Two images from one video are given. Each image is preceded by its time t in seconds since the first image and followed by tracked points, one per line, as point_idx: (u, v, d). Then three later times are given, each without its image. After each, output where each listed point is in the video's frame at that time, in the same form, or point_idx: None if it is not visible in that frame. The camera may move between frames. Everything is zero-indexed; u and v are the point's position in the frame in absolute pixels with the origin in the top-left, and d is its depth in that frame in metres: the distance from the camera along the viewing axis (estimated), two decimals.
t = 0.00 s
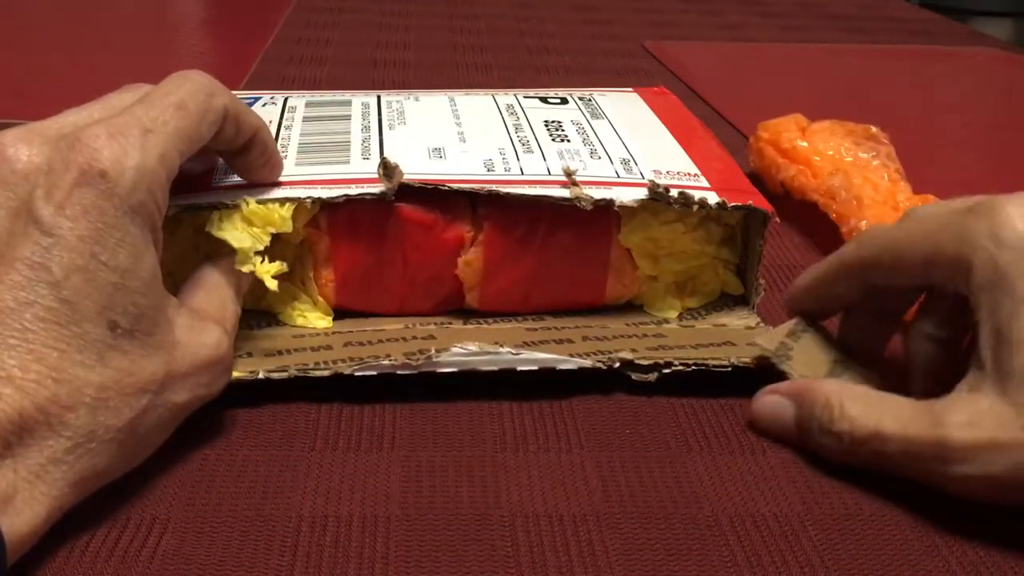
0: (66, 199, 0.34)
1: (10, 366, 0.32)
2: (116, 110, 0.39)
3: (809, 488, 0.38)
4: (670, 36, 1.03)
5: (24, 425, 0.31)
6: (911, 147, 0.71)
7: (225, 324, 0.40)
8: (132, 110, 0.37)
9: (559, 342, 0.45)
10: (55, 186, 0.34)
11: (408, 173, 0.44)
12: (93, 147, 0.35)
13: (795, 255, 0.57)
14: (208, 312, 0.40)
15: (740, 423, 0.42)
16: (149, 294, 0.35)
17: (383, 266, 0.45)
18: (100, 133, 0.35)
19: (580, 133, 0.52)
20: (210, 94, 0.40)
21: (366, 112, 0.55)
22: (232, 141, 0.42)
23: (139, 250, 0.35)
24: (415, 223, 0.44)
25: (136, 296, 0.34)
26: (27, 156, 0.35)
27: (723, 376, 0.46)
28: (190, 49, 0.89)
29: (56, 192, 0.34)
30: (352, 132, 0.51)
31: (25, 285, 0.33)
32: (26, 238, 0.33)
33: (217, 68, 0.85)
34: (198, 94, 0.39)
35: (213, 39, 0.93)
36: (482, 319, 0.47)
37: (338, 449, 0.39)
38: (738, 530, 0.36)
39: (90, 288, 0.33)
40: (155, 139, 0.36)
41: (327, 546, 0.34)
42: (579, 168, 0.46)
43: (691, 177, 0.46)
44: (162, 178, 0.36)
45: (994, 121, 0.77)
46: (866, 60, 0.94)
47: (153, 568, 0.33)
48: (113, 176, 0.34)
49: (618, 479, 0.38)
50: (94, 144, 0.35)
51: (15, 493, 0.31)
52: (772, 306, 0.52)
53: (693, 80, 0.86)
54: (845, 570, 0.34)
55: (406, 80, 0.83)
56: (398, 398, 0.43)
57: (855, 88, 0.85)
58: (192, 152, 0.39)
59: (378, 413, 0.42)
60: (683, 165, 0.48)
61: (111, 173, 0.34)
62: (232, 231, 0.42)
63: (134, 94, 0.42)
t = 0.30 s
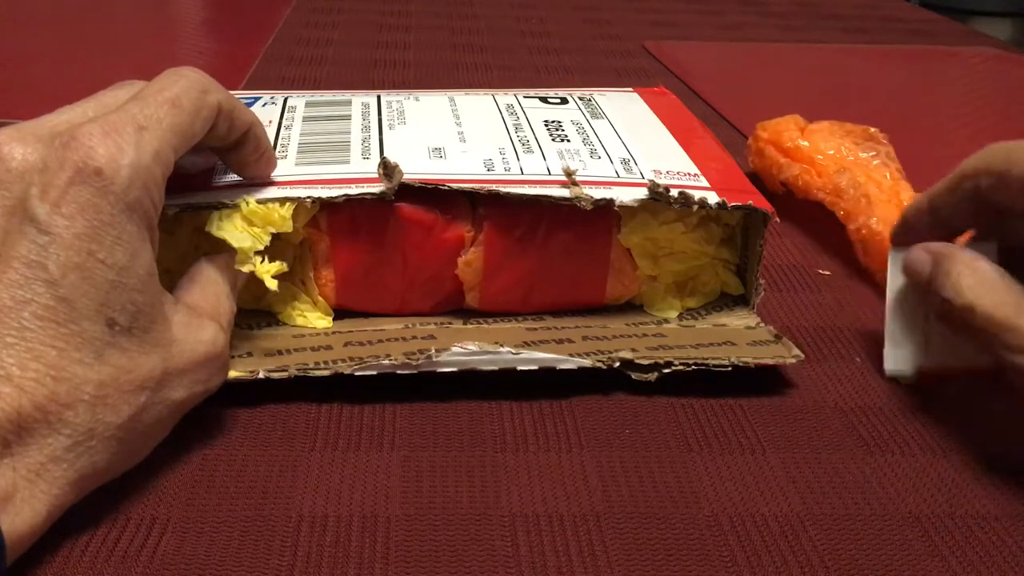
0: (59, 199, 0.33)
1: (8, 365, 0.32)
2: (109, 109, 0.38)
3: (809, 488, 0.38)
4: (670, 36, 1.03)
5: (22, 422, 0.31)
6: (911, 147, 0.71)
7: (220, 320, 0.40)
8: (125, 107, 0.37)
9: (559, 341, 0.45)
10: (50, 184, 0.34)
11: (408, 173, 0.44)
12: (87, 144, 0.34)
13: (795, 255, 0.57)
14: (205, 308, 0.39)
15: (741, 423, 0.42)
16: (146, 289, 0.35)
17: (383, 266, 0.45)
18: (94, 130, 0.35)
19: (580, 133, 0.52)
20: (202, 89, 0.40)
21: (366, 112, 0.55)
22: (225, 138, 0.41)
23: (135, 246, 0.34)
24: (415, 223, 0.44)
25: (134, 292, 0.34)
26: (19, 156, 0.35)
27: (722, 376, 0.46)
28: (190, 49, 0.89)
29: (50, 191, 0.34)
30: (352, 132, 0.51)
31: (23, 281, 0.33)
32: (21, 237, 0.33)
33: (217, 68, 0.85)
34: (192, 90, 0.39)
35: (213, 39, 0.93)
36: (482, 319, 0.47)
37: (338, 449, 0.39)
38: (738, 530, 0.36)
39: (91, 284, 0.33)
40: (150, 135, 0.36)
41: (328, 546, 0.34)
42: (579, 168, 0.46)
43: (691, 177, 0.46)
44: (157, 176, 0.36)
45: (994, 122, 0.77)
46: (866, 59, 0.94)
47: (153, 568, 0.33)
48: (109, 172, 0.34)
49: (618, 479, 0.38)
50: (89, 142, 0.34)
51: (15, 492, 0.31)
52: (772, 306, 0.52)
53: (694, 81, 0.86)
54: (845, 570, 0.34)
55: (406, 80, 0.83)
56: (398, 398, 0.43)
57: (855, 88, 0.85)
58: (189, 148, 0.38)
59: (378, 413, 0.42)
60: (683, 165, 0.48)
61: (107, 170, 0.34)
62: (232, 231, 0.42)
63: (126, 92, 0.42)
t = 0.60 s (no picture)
0: (29, 192, 0.33)
1: None
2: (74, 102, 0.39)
3: (810, 489, 0.38)
4: (670, 36, 1.03)
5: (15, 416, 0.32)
6: (912, 148, 0.71)
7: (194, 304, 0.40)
8: (92, 98, 0.37)
9: (559, 342, 0.45)
10: (21, 177, 0.33)
11: (408, 173, 0.44)
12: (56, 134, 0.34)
13: (796, 255, 0.57)
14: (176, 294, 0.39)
15: (740, 423, 0.42)
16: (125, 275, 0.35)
17: (384, 266, 0.45)
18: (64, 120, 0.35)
19: (580, 133, 0.52)
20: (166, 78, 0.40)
21: (366, 112, 0.55)
22: (192, 124, 0.42)
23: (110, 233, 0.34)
24: (415, 223, 0.44)
25: (112, 279, 0.34)
26: None
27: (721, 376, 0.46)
28: (189, 49, 0.89)
29: (22, 185, 0.33)
30: (351, 132, 0.51)
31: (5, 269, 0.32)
32: None
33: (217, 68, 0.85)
34: (153, 79, 0.39)
35: (212, 39, 0.93)
36: (482, 319, 0.47)
37: (338, 449, 0.39)
38: (738, 530, 0.36)
39: (70, 271, 0.33)
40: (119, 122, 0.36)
41: (328, 546, 0.34)
42: (579, 168, 0.46)
43: (691, 177, 0.46)
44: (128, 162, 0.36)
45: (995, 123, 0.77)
46: (867, 60, 0.94)
47: (153, 567, 0.33)
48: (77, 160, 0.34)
49: (618, 479, 0.38)
50: (58, 133, 0.34)
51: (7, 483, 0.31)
52: (773, 307, 0.52)
53: (694, 81, 0.86)
54: (846, 570, 0.34)
55: (406, 81, 0.83)
56: (398, 399, 0.43)
57: (855, 88, 0.85)
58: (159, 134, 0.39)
59: (379, 413, 0.42)
60: (683, 165, 0.48)
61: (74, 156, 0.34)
62: (233, 232, 0.42)
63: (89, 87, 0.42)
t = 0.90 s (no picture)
0: (22, 185, 0.32)
1: None
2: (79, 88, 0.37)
3: (810, 488, 0.38)
4: (670, 36, 1.03)
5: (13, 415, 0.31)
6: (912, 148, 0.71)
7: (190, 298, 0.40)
8: (87, 84, 0.36)
9: (559, 341, 0.45)
10: (24, 172, 0.32)
11: (408, 173, 0.44)
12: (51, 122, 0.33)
13: (796, 254, 0.57)
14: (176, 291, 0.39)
15: (740, 423, 0.42)
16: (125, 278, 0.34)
17: (384, 266, 0.45)
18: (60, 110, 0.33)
19: (580, 133, 0.52)
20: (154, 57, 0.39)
21: (366, 112, 0.55)
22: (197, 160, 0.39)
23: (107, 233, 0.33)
24: (415, 222, 0.44)
25: (112, 283, 0.33)
26: None
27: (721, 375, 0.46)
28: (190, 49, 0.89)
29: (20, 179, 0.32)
30: (351, 132, 0.51)
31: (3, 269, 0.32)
32: None
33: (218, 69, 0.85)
34: (189, 101, 0.38)
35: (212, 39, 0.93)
36: (482, 319, 0.47)
37: (338, 449, 0.39)
38: (738, 530, 0.36)
39: (73, 273, 0.32)
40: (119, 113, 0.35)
41: (328, 546, 0.34)
42: (579, 168, 0.46)
43: (691, 177, 0.46)
44: (135, 167, 0.35)
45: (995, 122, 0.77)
46: (866, 60, 0.94)
47: (153, 567, 0.33)
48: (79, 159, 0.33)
49: (619, 478, 0.38)
50: (63, 128, 0.33)
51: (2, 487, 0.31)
52: (773, 307, 0.52)
53: (694, 81, 0.86)
54: (846, 569, 0.34)
55: (406, 80, 0.83)
56: (398, 398, 0.43)
57: (855, 88, 0.85)
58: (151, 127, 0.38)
59: (379, 413, 0.42)
60: (684, 165, 0.48)
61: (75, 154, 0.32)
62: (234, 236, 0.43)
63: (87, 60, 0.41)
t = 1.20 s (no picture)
0: (103, 217, 0.33)
1: None
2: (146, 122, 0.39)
3: (810, 489, 0.38)
4: (670, 36, 1.03)
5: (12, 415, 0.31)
6: (912, 147, 0.71)
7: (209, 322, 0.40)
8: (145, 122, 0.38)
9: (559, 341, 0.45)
10: (108, 205, 0.34)
11: (409, 171, 0.44)
12: (132, 167, 0.35)
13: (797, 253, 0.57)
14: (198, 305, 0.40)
15: (740, 423, 0.43)
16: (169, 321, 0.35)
17: (384, 266, 0.45)
18: (136, 156, 0.35)
19: (580, 133, 0.52)
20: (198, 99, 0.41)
21: (366, 112, 0.55)
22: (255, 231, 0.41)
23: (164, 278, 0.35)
24: (415, 222, 0.44)
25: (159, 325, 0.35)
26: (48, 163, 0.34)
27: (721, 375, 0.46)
28: (190, 49, 0.89)
29: (104, 210, 0.33)
30: (351, 132, 0.51)
31: (58, 291, 0.33)
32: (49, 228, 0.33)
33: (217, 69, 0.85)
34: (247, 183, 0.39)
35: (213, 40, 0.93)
36: (482, 319, 0.47)
37: (338, 449, 0.39)
38: (738, 530, 0.36)
39: (126, 307, 0.33)
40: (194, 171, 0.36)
41: (328, 546, 0.34)
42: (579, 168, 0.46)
43: (691, 177, 0.46)
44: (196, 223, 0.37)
45: (995, 122, 0.77)
46: (866, 60, 0.94)
47: (153, 567, 0.33)
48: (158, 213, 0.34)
49: (619, 478, 0.38)
50: (147, 174, 0.35)
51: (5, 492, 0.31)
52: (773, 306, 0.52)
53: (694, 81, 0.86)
54: (846, 570, 0.34)
55: (406, 80, 0.83)
56: (398, 398, 0.43)
57: (855, 88, 0.85)
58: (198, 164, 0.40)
59: (378, 412, 0.42)
60: (684, 165, 0.48)
61: (154, 206, 0.34)
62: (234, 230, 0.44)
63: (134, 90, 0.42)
